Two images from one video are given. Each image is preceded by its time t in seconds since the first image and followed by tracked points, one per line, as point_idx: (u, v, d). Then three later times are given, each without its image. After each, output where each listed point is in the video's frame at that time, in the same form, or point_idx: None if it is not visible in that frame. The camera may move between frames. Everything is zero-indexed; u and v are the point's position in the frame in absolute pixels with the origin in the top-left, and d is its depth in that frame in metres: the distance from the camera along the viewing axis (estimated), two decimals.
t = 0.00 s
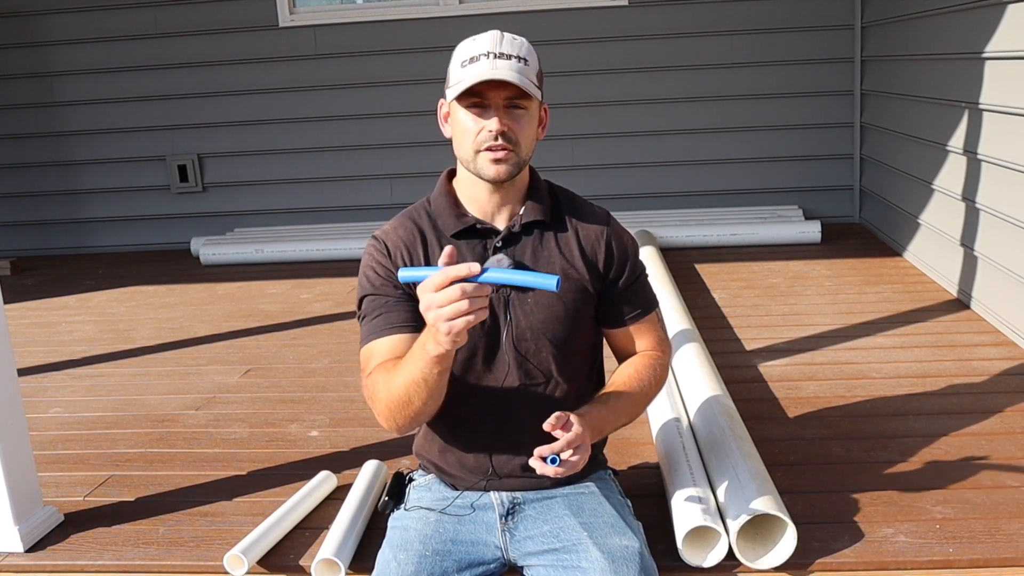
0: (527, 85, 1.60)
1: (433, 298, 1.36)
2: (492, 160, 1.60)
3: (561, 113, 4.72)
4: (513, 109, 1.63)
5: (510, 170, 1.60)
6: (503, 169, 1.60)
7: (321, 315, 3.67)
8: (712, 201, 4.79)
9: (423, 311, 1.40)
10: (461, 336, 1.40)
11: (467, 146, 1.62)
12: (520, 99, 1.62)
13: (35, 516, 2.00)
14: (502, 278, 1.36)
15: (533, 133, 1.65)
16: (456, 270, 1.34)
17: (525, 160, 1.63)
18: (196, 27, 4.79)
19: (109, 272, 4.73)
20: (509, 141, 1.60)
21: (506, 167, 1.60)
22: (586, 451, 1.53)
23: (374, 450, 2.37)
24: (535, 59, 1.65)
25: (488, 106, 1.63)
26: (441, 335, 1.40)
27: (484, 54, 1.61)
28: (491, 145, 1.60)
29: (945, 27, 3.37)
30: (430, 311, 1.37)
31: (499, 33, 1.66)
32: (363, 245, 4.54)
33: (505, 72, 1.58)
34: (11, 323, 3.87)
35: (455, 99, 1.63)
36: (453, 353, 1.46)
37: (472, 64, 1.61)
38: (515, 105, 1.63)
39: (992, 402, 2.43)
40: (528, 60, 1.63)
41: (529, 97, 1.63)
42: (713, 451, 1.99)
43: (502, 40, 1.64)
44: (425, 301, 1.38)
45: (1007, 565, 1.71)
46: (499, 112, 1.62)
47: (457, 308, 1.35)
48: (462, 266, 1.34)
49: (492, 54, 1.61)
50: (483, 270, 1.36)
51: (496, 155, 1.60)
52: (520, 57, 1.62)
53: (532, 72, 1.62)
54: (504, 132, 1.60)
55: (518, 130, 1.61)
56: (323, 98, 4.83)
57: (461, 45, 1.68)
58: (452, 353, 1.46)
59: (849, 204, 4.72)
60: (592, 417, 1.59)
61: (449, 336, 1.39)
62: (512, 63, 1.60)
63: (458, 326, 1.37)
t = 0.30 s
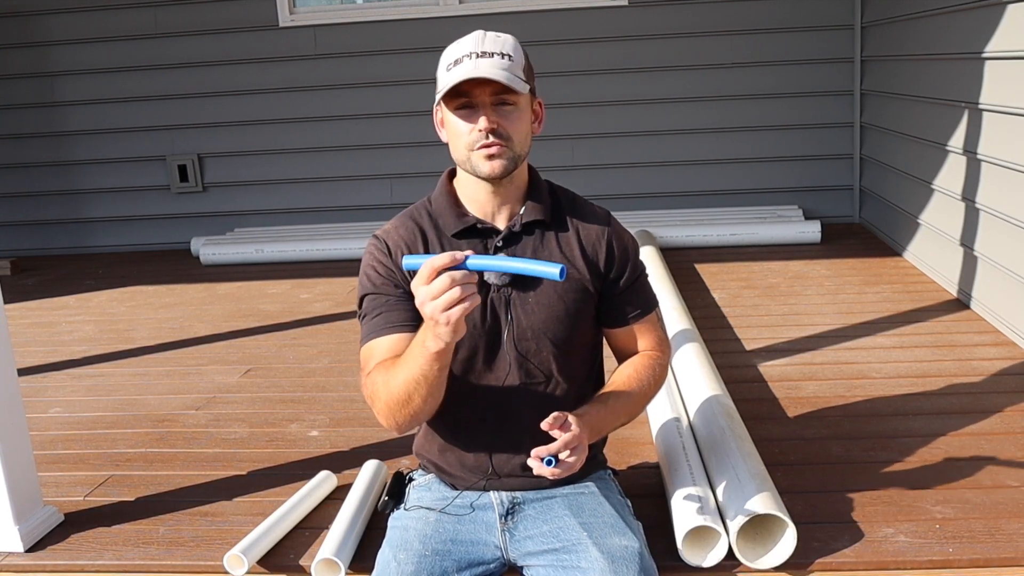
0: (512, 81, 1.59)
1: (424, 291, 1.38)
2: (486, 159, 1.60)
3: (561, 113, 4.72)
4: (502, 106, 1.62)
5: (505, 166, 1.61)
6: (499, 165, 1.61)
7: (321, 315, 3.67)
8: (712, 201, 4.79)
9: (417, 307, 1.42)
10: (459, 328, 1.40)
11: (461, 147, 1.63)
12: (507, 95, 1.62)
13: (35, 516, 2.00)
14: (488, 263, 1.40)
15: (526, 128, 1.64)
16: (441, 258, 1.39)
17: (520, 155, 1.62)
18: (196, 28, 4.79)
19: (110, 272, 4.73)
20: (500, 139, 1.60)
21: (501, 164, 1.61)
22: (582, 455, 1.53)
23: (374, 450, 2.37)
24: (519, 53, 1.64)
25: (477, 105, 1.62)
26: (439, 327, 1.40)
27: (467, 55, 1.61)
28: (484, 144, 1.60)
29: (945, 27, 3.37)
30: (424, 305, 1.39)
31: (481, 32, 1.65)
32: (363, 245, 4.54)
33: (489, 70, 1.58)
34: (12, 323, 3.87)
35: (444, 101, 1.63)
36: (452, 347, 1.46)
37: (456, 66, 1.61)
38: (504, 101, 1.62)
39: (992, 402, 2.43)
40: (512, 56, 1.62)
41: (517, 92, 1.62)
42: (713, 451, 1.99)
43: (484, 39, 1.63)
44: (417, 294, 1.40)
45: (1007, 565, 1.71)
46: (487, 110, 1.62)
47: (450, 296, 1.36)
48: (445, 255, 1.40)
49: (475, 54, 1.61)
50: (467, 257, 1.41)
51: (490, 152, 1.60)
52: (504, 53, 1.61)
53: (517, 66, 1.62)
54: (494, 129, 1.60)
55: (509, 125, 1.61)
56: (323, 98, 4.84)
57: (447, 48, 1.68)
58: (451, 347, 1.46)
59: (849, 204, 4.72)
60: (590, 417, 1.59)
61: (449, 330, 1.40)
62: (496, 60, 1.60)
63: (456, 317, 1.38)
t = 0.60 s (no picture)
0: (504, 81, 1.59)
1: (431, 311, 1.35)
2: (482, 160, 1.60)
3: (561, 113, 4.72)
4: (495, 106, 1.62)
5: (502, 167, 1.61)
6: (495, 167, 1.61)
7: (321, 315, 3.67)
8: (712, 201, 4.80)
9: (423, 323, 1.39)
10: (462, 344, 1.39)
11: (456, 149, 1.63)
12: (500, 95, 1.62)
13: (35, 516, 2.00)
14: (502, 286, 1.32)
15: (521, 128, 1.64)
16: (449, 278, 1.32)
17: (516, 155, 1.62)
18: (195, 28, 4.79)
19: (110, 272, 4.73)
20: (495, 139, 1.60)
21: (497, 165, 1.61)
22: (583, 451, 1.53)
23: (374, 450, 2.37)
24: (511, 52, 1.64)
25: (471, 106, 1.62)
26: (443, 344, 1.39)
27: (459, 57, 1.61)
28: (479, 145, 1.60)
29: (945, 27, 3.37)
30: (430, 324, 1.37)
31: (473, 33, 1.66)
32: (363, 245, 4.54)
33: (481, 71, 1.58)
34: (12, 323, 3.87)
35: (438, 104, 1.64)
36: (454, 357, 1.46)
37: (449, 68, 1.61)
38: (497, 101, 1.62)
39: (992, 402, 2.43)
40: (504, 55, 1.62)
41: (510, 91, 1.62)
42: (712, 451, 1.99)
43: (476, 40, 1.63)
44: (423, 312, 1.37)
45: (1007, 564, 1.71)
46: (481, 111, 1.62)
47: (458, 318, 1.34)
48: (454, 271, 1.33)
49: (467, 56, 1.61)
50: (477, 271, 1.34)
51: (485, 153, 1.61)
52: (495, 54, 1.61)
53: (510, 66, 1.62)
54: (488, 130, 1.60)
55: (503, 125, 1.61)
56: (323, 98, 4.84)
57: (440, 50, 1.68)
58: (453, 358, 1.45)
59: (849, 205, 4.72)
60: (591, 416, 1.59)
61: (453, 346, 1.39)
62: (488, 61, 1.60)
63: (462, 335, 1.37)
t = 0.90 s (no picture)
0: (503, 84, 1.58)
1: (402, 270, 1.35)
2: (482, 162, 1.60)
3: (561, 113, 4.72)
4: (494, 108, 1.61)
5: (501, 170, 1.61)
6: (494, 170, 1.61)
7: (321, 315, 3.67)
8: (712, 201, 4.80)
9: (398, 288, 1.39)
10: (440, 299, 1.38)
11: (457, 151, 1.63)
12: (499, 96, 1.61)
13: (35, 516, 2.00)
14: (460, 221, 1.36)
15: (520, 130, 1.63)
16: (413, 233, 1.36)
17: (515, 157, 1.62)
18: (195, 28, 4.79)
19: (109, 272, 4.72)
20: (495, 142, 1.60)
21: (496, 168, 1.61)
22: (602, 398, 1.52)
23: (374, 449, 2.38)
24: (510, 54, 1.63)
25: (470, 108, 1.62)
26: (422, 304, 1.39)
27: (459, 59, 1.61)
28: (479, 148, 1.60)
29: (945, 27, 3.36)
30: (404, 285, 1.36)
31: (474, 34, 1.65)
32: (364, 244, 4.54)
33: (479, 74, 1.57)
34: (12, 323, 3.87)
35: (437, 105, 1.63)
36: (438, 324, 1.45)
37: (448, 70, 1.61)
38: (496, 103, 1.61)
39: (992, 402, 2.43)
40: (503, 56, 1.61)
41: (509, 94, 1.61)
42: (712, 452, 1.99)
43: (476, 40, 1.63)
44: (394, 276, 1.38)
45: (1007, 564, 1.72)
46: (480, 113, 1.61)
47: (428, 269, 1.34)
48: (417, 227, 1.37)
49: (466, 57, 1.61)
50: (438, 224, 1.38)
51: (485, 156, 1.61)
52: (495, 56, 1.61)
53: (509, 69, 1.61)
54: (488, 133, 1.60)
55: (501, 129, 1.61)
56: (323, 98, 4.84)
57: (441, 50, 1.69)
58: (438, 323, 1.45)
59: (849, 205, 4.73)
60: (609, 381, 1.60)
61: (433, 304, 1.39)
62: (487, 64, 1.59)
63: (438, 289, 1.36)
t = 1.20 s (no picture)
0: (537, 86, 1.62)
1: (394, 339, 1.34)
2: (506, 160, 1.60)
3: (561, 113, 4.72)
4: (523, 109, 1.63)
5: (523, 169, 1.60)
6: (517, 168, 1.60)
7: (321, 315, 3.67)
8: (712, 201, 4.80)
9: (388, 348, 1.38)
10: (431, 364, 1.39)
11: (478, 147, 1.62)
12: (530, 98, 1.64)
13: (36, 515, 2.00)
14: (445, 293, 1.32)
15: (543, 133, 1.66)
16: (401, 302, 1.33)
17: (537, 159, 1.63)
18: (195, 28, 4.79)
19: (109, 272, 4.72)
20: (521, 141, 1.60)
21: (519, 166, 1.60)
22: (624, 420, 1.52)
23: (374, 449, 2.38)
24: (539, 58, 1.67)
25: (499, 107, 1.62)
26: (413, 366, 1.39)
27: (492, 56, 1.62)
28: (505, 146, 1.60)
29: (945, 26, 3.36)
30: (396, 350, 1.36)
31: (502, 34, 1.67)
32: (364, 244, 4.55)
33: (517, 73, 1.59)
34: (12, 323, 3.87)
35: (464, 101, 1.61)
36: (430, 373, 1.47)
37: (480, 66, 1.61)
38: (525, 104, 1.63)
39: (991, 402, 2.44)
40: (534, 60, 1.64)
41: (538, 96, 1.64)
42: (712, 452, 1.99)
43: (508, 41, 1.64)
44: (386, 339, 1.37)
45: (1007, 564, 1.72)
46: (509, 112, 1.62)
47: (420, 338, 1.34)
48: (404, 294, 1.34)
49: (499, 55, 1.61)
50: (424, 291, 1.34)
51: (508, 154, 1.60)
52: (527, 58, 1.63)
53: (539, 73, 1.64)
54: (517, 132, 1.60)
55: (529, 129, 1.62)
56: (323, 98, 4.84)
57: (463, 47, 1.68)
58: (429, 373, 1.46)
59: (848, 205, 4.73)
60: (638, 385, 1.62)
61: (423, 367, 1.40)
62: (521, 64, 1.61)
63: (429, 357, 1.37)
